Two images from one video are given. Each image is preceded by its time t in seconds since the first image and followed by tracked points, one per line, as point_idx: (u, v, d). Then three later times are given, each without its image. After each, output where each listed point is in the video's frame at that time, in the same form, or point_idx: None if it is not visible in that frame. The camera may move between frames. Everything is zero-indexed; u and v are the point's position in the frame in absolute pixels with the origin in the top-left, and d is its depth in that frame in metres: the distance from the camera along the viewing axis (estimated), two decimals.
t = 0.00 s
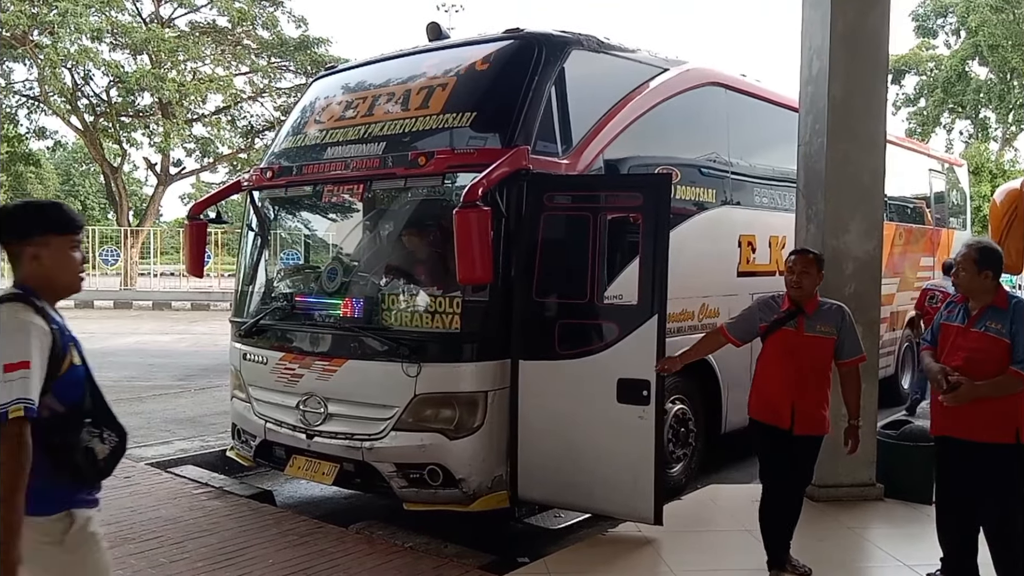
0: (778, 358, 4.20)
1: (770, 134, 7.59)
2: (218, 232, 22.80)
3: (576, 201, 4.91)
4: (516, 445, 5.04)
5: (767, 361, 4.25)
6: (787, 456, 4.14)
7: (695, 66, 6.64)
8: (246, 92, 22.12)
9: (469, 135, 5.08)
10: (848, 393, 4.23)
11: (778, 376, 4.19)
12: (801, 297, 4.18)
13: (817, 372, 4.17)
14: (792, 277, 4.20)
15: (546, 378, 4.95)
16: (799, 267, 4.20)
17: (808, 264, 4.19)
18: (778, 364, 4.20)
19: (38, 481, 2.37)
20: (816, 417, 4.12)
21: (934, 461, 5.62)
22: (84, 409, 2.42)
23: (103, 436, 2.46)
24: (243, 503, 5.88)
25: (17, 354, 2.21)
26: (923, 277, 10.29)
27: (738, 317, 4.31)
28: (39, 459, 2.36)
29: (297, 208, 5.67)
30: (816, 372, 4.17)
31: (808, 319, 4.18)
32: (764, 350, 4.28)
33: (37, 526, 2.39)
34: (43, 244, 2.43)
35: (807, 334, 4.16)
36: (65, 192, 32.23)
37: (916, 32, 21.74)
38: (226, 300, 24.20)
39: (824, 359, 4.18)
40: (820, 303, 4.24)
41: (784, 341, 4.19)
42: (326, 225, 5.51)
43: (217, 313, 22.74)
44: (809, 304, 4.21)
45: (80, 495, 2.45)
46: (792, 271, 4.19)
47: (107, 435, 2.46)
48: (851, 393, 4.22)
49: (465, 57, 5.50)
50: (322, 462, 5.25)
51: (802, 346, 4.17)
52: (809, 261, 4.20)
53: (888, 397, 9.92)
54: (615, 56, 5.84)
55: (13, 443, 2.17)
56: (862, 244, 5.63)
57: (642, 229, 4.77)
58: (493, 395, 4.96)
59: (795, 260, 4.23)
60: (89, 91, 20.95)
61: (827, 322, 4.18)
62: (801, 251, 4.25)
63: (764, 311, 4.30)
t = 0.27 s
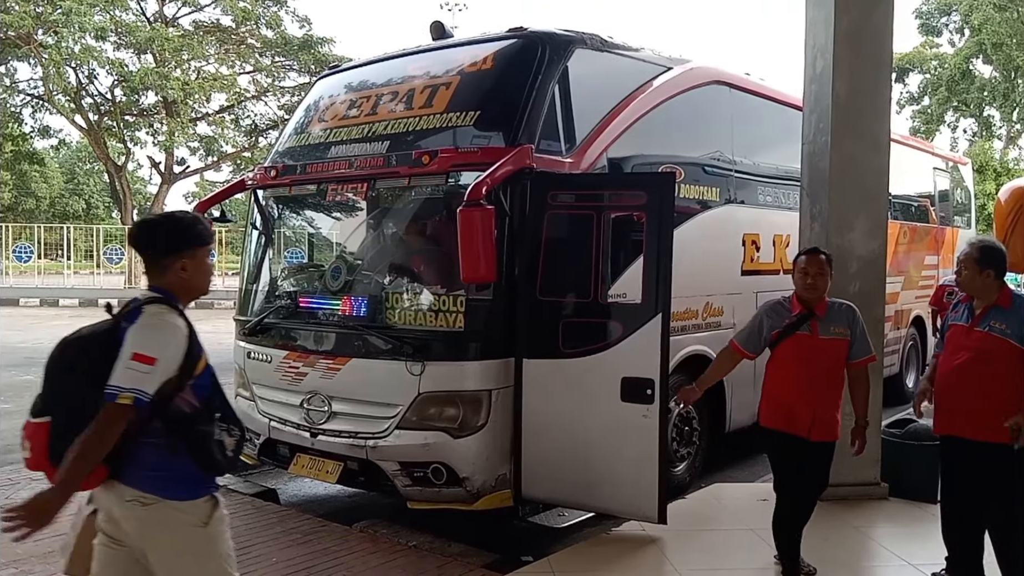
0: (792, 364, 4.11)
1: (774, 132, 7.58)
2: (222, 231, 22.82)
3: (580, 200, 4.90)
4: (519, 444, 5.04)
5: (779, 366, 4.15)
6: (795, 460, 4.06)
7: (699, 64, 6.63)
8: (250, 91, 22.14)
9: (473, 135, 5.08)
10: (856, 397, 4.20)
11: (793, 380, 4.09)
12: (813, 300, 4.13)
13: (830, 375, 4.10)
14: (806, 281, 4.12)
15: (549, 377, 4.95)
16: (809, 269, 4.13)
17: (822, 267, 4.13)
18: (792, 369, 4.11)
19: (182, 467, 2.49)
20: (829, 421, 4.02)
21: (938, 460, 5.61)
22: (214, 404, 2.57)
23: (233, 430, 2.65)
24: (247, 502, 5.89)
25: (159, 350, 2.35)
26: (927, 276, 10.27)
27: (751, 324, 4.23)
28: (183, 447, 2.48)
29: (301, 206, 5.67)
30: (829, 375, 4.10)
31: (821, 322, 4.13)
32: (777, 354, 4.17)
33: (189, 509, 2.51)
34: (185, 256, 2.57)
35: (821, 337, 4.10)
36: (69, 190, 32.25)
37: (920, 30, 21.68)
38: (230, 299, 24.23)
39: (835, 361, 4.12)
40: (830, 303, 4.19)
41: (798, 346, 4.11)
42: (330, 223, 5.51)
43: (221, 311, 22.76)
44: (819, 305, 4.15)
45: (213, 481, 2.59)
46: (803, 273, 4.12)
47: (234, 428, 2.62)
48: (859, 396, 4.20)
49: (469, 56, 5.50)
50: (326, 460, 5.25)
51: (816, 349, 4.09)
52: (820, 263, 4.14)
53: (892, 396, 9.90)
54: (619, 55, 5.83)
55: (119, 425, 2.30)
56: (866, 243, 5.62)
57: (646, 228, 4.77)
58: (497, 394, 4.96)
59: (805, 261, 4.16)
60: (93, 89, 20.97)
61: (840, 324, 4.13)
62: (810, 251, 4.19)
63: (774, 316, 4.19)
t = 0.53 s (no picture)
0: (806, 368, 3.95)
1: (778, 131, 7.58)
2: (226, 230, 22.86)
3: (584, 198, 4.91)
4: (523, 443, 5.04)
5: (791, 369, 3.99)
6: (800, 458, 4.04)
7: (703, 63, 6.63)
8: (254, 90, 22.17)
9: (477, 133, 5.09)
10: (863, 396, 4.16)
11: (812, 382, 3.94)
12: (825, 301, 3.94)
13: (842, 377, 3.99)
14: (823, 282, 3.91)
15: (554, 376, 4.96)
16: (825, 270, 3.91)
17: (836, 268, 3.92)
18: (811, 371, 3.95)
19: (290, 452, 2.68)
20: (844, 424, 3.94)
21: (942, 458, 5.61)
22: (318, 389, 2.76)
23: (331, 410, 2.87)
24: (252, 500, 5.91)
25: (300, 347, 2.59)
26: (931, 274, 10.27)
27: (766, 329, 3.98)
28: (291, 433, 2.67)
29: (305, 205, 5.68)
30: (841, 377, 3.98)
31: (831, 320, 3.98)
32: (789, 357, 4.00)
33: (289, 489, 2.70)
34: (281, 252, 2.74)
35: (833, 337, 3.96)
36: (74, 190, 32.33)
37: (925, 29, 21.64)
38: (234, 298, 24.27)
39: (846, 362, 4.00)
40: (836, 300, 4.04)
41: (812, 349, 3.95)
42: (334, 222, 5.53)
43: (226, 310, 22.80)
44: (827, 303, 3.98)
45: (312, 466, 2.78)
46: (819, 275, 3.90)
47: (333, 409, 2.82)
48: (866, 396, 4.16)
49: (473, 55, 5.50)
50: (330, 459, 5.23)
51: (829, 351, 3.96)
52: (837, 264, 3.92)
53: (896, 395, 9.90)
54: (623, 54, 5.83)
55: (316, 421, 2.58)
56: (870, 241, 5.62)
57: (650, 226, 4.76)
58: (501, 392, 4.96)
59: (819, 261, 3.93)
60: (97, 89, 21.02)
61: (848, 322, 3.99)
62: (822, 249, 3.96)
63: (786, 319, 3.97)
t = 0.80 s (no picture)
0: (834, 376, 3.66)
1: (783, 129, 7.57)
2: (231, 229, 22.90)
3: (589, 196, 4.91)
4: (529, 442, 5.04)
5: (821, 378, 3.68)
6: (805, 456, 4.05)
7: (708, 61, 6.63)
8: (259, 90, 22.21)
9: (482, 132, 5.09)
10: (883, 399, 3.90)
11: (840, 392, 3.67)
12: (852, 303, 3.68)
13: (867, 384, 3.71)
14: (853, 284, 3.64)
15: (559, 375, 4.96)
16: (854, 270, 3.64)
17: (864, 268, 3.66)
18: (839, 377, 3.67)
19: (375, 440, 2.95)
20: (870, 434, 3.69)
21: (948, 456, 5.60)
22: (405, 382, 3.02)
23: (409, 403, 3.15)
24: (258, 498, 5.93)
25: (404, 328, 2.93)
26: (937, 272, 10.25)
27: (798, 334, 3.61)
28: (378, 421, 2.95)
29: (310, 204, 5.69)
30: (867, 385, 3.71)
31: (856, 323, 3.71)
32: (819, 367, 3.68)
33: (367, 479, 2.97)
34: (373, 254, 3.00)
35: (858, 342, 3.69)
36: (80, 189, 32.41)
37: (930, 26, 21.57)
38: (240, 297, 24.31)
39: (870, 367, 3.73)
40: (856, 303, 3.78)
41: (842, 354, 3.66)
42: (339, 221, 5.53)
43: (231, 309, 22.84)
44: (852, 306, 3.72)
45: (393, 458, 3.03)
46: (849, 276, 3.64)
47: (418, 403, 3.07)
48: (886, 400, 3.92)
49: (477, 53, 5.51)
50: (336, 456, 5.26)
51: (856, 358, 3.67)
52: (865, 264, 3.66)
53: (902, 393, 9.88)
54: (628, 52, 5.83)
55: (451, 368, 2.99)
56: (876, 239, 5.61)
57: (654, 225, 4.77)
58: (506, 391, 4.96)
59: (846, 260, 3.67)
60: (103, 88, 21.06)
61: (869, 325, 3.75)
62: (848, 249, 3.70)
63: (816, 323, 3.65)
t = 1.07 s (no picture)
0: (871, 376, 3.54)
1: (789, 127, 7.56)
2: (237, 228, 22.95)
3: (594, 195, 4.94)
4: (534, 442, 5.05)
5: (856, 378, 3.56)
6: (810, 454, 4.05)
7: (713, 59, 6.62)
8: (264, 88, 22.25)
9: (486, 130, 5.09)
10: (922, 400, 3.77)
11: (878, 394, 3.54)
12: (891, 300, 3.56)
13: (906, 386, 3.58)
14: (890, 280, 3.53)
15: (564, 373, 4.96)
16: (891, 267, 3.53)
17: (901, 264, 3.54)
18: (877, 378, 3.54)
19: (460, 424, 3.13)
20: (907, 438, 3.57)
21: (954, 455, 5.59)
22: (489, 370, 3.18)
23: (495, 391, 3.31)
24: (264, 495, 5.95)
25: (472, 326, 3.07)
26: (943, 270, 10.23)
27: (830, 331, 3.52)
28: (461, 406, 3.13)
29: (316, 202, 5.71)
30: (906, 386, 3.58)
31: (896, 322, 3.58)
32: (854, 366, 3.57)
33: (463, 460, 3.14)
34: (453, 249, 3.16)
35: (898, 341, 3.57)
36: (86, 188, 32.52)
37: (937, 24, 21.50)
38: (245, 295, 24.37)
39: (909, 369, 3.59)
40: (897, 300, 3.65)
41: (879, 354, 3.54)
42: (344, 220, 5.54)
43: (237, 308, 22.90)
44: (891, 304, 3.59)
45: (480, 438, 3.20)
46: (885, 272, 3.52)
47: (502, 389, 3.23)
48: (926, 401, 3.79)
49: (482, 51, 5.51)
50: (342, 454, 5.30)
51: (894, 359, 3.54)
52: (903, 260, 3.54)
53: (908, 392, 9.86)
54: (633, 50, 5.84)
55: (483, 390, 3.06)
56: (882, 237, 5.61)
57: (659, 224, 4.79)
58: (511, 389, 4.98)
59: (884, 256, 3.55)
60: (109, 87, 21.12)
61: (913, 325, 3.62)
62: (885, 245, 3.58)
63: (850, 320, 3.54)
